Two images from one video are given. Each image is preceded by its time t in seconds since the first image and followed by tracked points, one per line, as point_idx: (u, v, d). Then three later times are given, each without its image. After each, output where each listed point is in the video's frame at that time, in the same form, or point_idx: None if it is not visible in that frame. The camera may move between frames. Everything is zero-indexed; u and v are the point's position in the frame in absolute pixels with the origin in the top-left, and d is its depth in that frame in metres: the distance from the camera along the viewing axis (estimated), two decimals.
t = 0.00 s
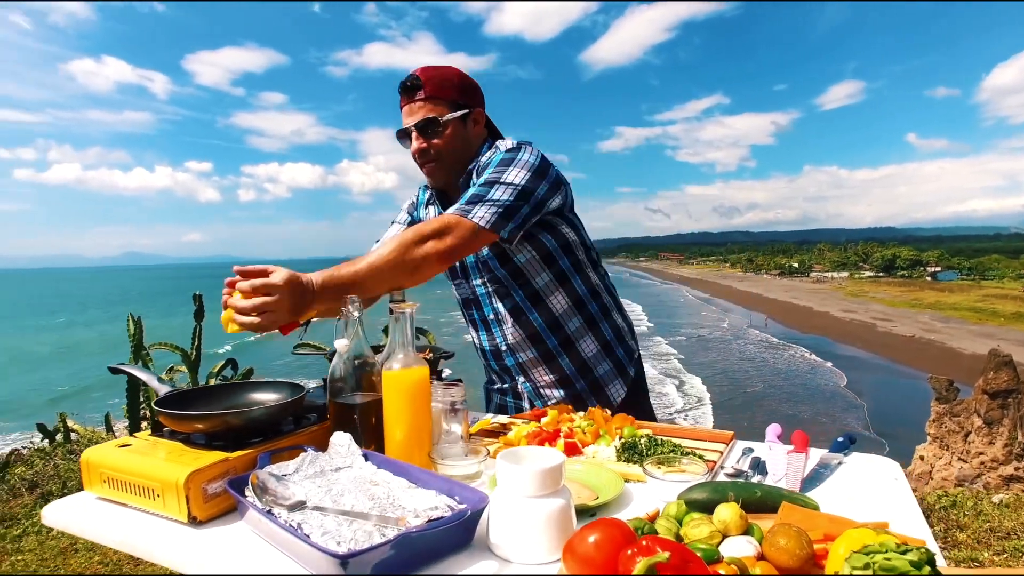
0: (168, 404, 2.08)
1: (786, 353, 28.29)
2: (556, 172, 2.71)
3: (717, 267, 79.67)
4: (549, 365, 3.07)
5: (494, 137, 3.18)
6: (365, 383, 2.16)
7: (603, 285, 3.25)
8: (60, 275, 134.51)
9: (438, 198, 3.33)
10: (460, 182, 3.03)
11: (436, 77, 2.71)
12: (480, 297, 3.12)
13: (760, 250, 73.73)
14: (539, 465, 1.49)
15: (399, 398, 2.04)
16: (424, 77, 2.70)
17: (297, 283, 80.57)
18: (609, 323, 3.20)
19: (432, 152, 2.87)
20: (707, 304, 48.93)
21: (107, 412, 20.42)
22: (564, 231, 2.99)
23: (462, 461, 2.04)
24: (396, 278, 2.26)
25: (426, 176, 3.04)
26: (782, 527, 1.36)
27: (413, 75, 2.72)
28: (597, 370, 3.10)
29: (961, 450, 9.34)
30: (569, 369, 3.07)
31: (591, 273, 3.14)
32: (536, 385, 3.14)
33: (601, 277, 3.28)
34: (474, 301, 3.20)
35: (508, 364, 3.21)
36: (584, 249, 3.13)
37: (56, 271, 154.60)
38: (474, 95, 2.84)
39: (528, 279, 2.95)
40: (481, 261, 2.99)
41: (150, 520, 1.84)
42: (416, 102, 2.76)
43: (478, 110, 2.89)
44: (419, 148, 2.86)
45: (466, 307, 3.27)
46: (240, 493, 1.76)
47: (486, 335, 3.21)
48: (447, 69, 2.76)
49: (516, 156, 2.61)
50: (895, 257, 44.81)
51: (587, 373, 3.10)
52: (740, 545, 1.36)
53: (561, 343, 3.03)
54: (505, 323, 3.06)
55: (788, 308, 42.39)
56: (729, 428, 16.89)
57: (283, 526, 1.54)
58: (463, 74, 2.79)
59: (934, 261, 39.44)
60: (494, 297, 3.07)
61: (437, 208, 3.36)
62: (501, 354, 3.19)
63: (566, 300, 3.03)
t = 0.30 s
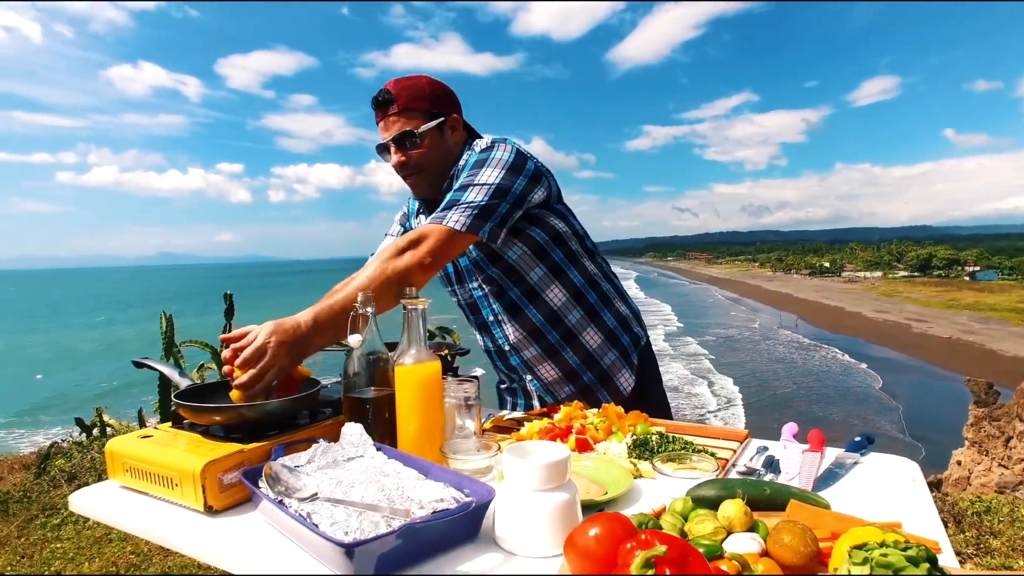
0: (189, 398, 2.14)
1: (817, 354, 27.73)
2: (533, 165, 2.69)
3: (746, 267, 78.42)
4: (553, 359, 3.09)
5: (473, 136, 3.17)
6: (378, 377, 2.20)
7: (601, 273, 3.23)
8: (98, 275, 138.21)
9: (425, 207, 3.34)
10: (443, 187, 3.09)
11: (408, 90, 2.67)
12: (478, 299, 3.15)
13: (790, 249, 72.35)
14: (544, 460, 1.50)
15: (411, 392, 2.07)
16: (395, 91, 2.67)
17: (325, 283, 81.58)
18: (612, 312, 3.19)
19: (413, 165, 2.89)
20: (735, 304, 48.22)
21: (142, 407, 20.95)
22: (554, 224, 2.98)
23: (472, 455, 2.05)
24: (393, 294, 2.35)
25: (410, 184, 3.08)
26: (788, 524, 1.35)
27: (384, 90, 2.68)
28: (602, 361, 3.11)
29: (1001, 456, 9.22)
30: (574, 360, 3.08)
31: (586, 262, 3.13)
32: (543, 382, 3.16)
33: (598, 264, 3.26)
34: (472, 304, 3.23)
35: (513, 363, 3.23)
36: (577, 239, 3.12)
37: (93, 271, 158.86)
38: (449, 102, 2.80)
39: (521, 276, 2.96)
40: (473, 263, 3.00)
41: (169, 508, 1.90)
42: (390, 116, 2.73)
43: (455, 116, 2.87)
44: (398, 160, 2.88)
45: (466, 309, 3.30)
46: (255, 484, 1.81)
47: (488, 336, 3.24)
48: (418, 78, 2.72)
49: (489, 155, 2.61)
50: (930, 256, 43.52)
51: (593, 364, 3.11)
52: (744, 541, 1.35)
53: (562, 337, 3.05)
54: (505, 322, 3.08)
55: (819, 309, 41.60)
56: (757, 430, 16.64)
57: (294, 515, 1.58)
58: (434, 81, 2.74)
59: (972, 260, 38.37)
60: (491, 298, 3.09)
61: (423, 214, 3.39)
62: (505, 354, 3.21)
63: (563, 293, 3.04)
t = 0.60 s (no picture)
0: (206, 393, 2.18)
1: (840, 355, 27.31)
2: (563, 155, 2.73)
3: (768, 267, 77.47)
4: (569, 355, 3.09)
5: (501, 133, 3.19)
6: (389, 373, 2.22)
7: (621, 273, 3.24)
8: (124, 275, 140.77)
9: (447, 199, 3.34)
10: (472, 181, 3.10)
11: (436, 83, 2.71)
12: (497, 291, 3.16)
13: (813, 249, 71.33)
14: (551, 455, 1.51)
15: (422, 390, 2.10)
16: (425, 83, 2.71)
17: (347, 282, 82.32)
18: (629, 312, 3.18)
19: (441, 156, 2.91)
20: (756, 304, 47.70)
21: (167, 405, 21.32)
22: (579, 220, 3.03)
23: (482, 451, 2.07)
24: (412, 244, 2.33)
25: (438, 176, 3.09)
26: (793, 522, 1.35)
27: (413, 82, 2.72)
28: (617, 360, 3.10)
29: None
30: (589, 357, 3.08)
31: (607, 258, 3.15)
32: (558, 377, 3.16)
33: (618, 264, 3.27)
34: (490, 295, 3.24)
35: (529, 358, 3.23)
36: (600, 238, 3.15)
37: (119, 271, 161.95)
38: (477, 96, 2.83)
39: (544, 269, 2.99)
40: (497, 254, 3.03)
41: (185, 501, 1.95)
42: (420, 109, 2.76)
43: (483, 111, 2.91)
44: (427, 154, 2.90)
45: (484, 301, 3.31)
46: (267, 479, 1.84)
47: (506, 330, 3.24)
48: (447, 72, 2.75)
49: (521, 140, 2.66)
50: (958, 255, 42.72)
51: (607, 362, 3.10)
52: (749, 539, 1.35)
53: (579, 333, 3.05)
54: (523, 315, 3.10)
55: (843, 309, 41.03)
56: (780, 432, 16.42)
57: (305, 509, 1.61)
58: (463, 75, 2.78)
59: (1002, 260, 37.59)
60: (509, 291, 3.11)
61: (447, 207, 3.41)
62: (522, 348, 3.21)
63: (582, 289, 3.04)
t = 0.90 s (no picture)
0: (215, 390, 2.22)
1: (856, 355, 27.03)
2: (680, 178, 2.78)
3: (783, 266, 76.87)
4: (609, 358, 3.09)
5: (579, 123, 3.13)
6: (397, 371, 2.25)
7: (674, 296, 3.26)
8: (142, 275, 142.56)
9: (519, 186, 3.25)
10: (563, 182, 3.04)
11: (527, 86, 2.57)
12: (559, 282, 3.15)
13: (829, 249, 70.68)
14: (556, 453, 1.52)
15: (428, 388, 2.11)
16: (517, 89, 2.56)
17: (362, 281, 82.90)
18: (673, 332, 3.18)
19: (536, 160, 2.81)
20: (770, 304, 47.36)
21: (183, 403, 21.60)
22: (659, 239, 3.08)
23: (490, 449, 2.07)
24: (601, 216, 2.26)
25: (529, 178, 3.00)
26: (797, 522, 1.34)
27: (504, 89, 2.57)
28: (655, 374, 3.08)
29: None
30: (627, 364, 3.07)
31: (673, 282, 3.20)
32: (592, 375, 3.16)
33: (675, 289, 3.30)
34: (548, 283, 3.22)
35: (568, 352, 3.21)
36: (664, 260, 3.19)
37: (137, 271, 164.11)
38: (562, 96, 2.71)
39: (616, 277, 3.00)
40: (573, 250, 3.00)
41: (194, 496, 1.97)
42: (514, 119, 2.63)
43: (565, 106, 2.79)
44: (525, 164, 2.80)
45: (538, 287, 3.29)
46: (275, 475, 1.87)
47: (553, 320, 3.21)
48: (533, 72, 2.61)
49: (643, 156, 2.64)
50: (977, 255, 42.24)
51: (643, 373, 3.08)
52: (753, 539, 1.34)
53: (625, 339, 3.03)
54: (576, 308, 3.09)
55: (858, 308, 40.71)
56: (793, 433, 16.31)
57: (312, 505, 1.62)
58: (547, 73, 2.63)
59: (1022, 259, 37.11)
60: (571, 284, 3.11)
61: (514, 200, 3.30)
62: (563, 339, 3.19)
63: (639, 301, 3.06)
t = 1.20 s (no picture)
0: (217, 392, 2.23)
1: (862, 356, 26.92)
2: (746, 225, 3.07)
3: (788, 266, 76.63)
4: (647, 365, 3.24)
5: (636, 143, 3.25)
6: (399, 371, 2.25)
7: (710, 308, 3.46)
8: (148, 275, 143.10)
9: (577, 206, 3.43)
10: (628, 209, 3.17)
11: (595, 106, 2.67)
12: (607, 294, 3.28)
13: (834, 249, 70.46)
14: (556, 455, 1.52)
15: (429, 388, 2.11)
16: (586, 109, 2.66)
17: (366, 282, 83.01)
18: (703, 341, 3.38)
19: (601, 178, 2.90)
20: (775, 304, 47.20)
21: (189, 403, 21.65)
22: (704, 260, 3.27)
23: (490, 450, 2.07)
24: (739, 341, 2.89)
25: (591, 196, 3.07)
26: (796, 524, 1.34)
27: (574, 108, 2.67)
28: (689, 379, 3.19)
29: None
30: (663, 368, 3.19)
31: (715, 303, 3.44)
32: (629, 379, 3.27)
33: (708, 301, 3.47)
34: (594, 295, 3.37)
35: (607, 356, 3.33)
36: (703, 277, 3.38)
37: (143, 271, 164.78)
38: (624, 114, 2.82)
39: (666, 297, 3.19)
40: (634, 273, 3.17)
41: (196, 497, 1.98)
42: (583, 139, 2.71)
43: (627, 125, 2.90)
44: (591, 182, 2.88)
45: (582, 297, 3.44)
46: (276, 475, 1.87)
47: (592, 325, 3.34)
48: (601, 92, 2.71)
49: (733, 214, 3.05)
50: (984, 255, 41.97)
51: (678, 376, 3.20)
52: (752, 541, 1.34)
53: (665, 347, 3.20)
54: (621, 318, 3.22)
55: (864, 309, 40.54)
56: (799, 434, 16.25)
57: (314, 507, 1.63)
58: (610, 91, 2.74)
59: None
60: (619, 296, 3.25)
61: (567, 217, 3.46)
62: (604, 344, 3.32)
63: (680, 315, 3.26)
